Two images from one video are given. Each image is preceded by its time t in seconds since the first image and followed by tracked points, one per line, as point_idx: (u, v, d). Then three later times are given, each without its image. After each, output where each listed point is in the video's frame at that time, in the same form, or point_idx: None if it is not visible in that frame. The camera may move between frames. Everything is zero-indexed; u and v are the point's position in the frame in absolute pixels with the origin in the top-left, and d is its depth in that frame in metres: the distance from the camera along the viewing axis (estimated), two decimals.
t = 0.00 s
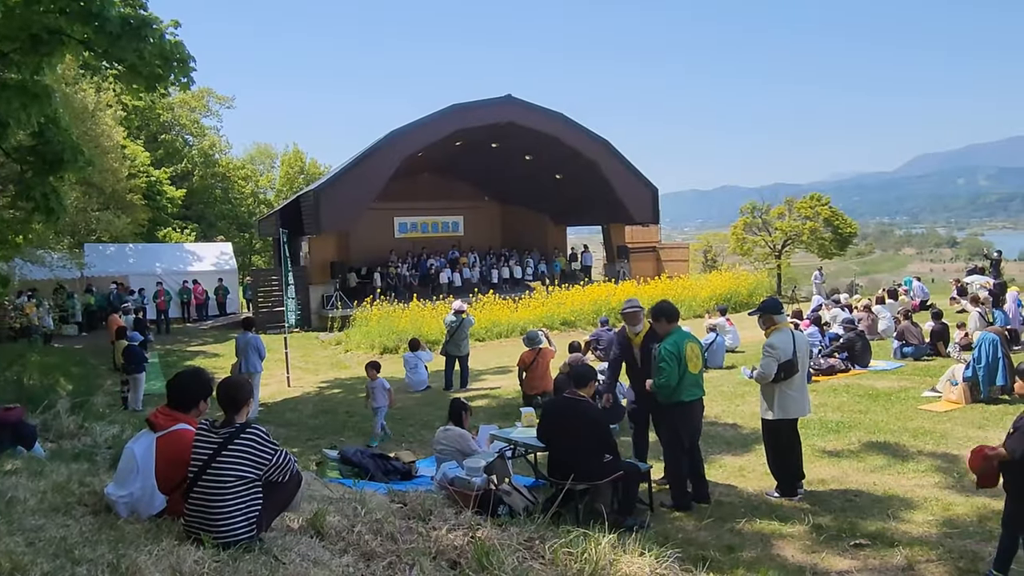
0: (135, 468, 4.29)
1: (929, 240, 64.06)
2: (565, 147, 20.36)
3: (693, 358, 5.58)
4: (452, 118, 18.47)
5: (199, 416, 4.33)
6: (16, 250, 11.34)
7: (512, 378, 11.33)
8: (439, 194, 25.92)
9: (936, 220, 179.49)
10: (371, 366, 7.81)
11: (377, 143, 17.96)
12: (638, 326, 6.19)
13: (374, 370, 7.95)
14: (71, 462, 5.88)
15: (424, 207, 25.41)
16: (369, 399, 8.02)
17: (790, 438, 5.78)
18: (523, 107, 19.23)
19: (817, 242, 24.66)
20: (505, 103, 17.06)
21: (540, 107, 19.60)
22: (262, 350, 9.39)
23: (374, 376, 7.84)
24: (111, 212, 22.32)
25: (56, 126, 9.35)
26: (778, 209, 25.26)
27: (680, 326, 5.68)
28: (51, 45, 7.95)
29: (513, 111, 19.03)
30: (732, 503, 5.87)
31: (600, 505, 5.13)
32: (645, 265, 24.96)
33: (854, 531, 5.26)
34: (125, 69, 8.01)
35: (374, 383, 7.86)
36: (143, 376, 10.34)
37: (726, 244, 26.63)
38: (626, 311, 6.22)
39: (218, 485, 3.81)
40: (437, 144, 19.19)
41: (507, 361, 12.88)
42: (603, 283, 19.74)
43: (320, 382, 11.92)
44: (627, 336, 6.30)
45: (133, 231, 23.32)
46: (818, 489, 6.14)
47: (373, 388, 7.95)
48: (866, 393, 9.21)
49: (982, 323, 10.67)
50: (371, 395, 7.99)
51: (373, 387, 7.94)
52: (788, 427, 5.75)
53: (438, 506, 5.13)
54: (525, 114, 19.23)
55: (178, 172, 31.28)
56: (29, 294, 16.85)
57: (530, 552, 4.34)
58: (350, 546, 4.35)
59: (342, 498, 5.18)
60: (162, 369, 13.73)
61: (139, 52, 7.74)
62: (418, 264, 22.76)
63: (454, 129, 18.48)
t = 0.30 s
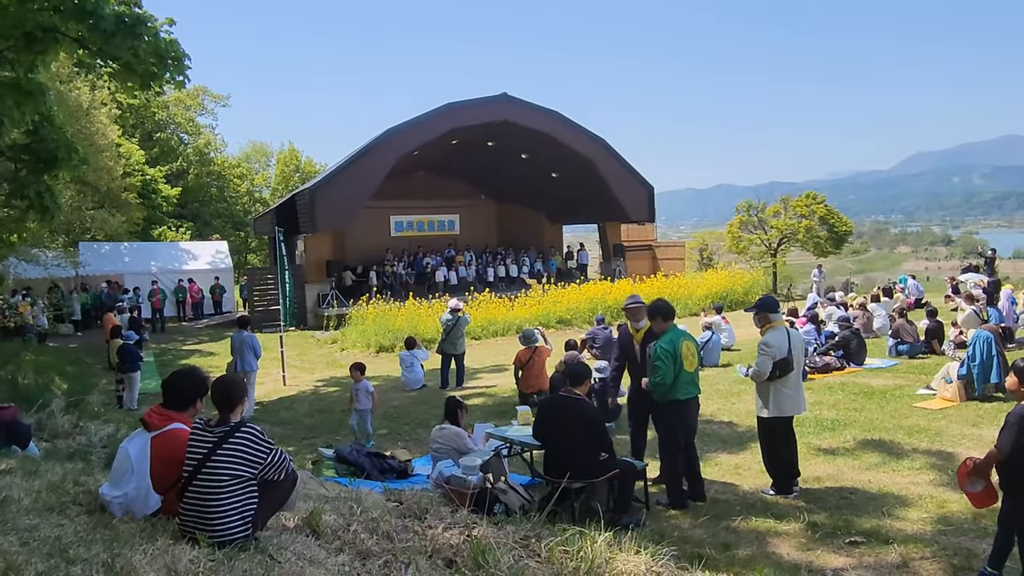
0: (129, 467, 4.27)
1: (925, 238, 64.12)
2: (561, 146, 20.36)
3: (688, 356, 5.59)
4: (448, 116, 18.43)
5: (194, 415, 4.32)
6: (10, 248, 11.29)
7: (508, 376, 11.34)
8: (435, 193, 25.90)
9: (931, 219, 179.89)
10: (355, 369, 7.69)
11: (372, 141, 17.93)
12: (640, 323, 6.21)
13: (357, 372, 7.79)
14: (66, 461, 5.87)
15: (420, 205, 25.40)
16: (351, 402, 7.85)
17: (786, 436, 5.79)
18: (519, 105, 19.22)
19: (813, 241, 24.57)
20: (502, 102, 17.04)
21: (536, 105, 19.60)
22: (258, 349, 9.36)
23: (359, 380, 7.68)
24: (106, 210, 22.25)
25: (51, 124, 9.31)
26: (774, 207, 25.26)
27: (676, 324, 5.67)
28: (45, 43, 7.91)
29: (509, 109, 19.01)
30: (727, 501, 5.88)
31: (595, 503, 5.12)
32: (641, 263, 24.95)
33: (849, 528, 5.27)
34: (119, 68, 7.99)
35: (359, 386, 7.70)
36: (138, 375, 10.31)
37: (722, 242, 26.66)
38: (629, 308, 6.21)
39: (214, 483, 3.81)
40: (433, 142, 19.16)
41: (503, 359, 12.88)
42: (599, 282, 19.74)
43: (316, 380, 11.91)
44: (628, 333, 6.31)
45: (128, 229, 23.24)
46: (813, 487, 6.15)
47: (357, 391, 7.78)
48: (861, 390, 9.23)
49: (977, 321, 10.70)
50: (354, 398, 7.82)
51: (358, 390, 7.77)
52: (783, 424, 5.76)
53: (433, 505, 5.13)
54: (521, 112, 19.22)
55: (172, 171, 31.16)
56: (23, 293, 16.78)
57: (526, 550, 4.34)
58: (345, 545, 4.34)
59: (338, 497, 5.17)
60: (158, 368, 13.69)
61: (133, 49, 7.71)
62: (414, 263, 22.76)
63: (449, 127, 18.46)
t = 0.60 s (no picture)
0: (126, 465, 4.24)
1: (922, 236, 64.26)
2: (558, 144, 20.34)
3: (685, 353, 5.60)
4: (444, 114, 18.39)
5: (192, 413, 4.32)
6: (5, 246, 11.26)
7: (505, 374, 11.34)
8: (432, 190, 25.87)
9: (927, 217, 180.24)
10: (335, 371, 7.63)
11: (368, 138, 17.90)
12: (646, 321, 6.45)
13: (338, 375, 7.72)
14: (62, 460, 5.86)
15: (417, 203, 25.38)
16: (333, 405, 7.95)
17: (782, 434, 5.80)
18: (516, 103, 19.19)
19: (809, 238, 24.61)
20: (499, 99, 16.97)
21: (533, 103, 19.56)
22: (254, 347, 9.35)
23: (339, 382, 7.65)
24: (101, 208, 22.20)
25: (45, 121, 9.26)
26: (770, 205, 25.20)
27: (672, 322, 5.69)
28: (40, 41, 7.85)
29: (505, 106, 18.99)
30: (724, 498, 5.89)
31: (592, 501, 5.12)
32: (638, 261, 24.94)
33: (845, 525, 5.28)
34: (115, 65, 7.96)
35: (338, 389, 7.70)
36: (134, 373, 10.29)
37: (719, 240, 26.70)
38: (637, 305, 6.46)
39: (210, 481, 3.80)
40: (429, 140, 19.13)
41: (500, 357, 12.88)
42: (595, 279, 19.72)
43: (313, 378, 11.89)
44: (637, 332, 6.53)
45: (124, 227, 23.18)
46: (809, 484, 6.17)
47: (337, 394, 7.79)
48: (857, 387, 9.25)
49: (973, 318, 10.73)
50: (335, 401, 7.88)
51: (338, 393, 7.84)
52: (779, 422, 5.77)
53: (430, 502, 5.13)
54: (517, 110, 19.20)
55: (168, 168, 31.03)
56: (18, 291, 16.72)
57: (523, 548, 4.34)
58: (342, 543, 4.34)
59: (335, 495, 5.17)
60: (154, 366, 13.66)
61: (129, 47, 7.68)
62: (411, 260, 22.78)
63: (446, 125, 18.43)
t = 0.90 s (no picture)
0: (124, 461, 4.20)
1: (919, 233, 64.34)
2: (556, 141, 20.33)
3: (683, 350, 5.59)
4: (441, 111, 18.37)
5: (189, 410, 4.33)
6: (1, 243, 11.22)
7: (503, 371, 11.35)
8: (429, 188, 25.84)
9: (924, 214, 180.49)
10: (324, 370, 7.54)
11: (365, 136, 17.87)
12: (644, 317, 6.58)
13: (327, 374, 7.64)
14: (59, 457, 5.85)
15: (414, 201, 25.37)
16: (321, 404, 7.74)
17: (779, 430, 5.81)
18: (514, 101, 19.19)
19: (806, 236, 24.69)
20: (497, 97, 16.97)
21: (531, 100, 19.56)
22: (251, 344, 9.33)
23: (328, 381, 7.58)
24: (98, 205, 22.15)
25: (42, 118, 9.22)
26: (767, 202, 25.30)
27: (669, 319, 5.69)
28: (36, 38, 7.80)
29: (502, 104, 18.98)
30: (721, 495, 5.90)
31: (590, 498, 5.14)
32: (635, 258, 24.93)
33: (842, 522, 5.30)
34: (111, 62, 7.93)
35: (328, 389, 7.62)
36: (131, 371, 10.27)
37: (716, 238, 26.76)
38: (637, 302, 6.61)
39: (207, 478, 3.79)
40: (426, 138, 19.12)
41: (498, 355, 12.87)
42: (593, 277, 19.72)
43: (311, 376, 11.88)
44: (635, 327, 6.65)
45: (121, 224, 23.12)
46: (806, 481, 6.18)
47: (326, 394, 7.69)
48: (854, 385, 9.27)
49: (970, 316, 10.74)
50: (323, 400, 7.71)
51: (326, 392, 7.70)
52: (776, 419, 5.78)
53: (427, 500, 5.13)
54: (515, 108, 19.21)
55: (165, 166, 30.94)
56: (14, 288, 16.68)
57: (520, 545, 4.34)
58: (339, 540, 4.34)
59: (332, 493, 5.16)
60: (151, 364, 13.64)
61: (125, 44, 7.66)
62: (408, 258, 22.80)
63: (443, 123, 18.41)
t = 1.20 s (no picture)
0: (122, 458, 4.20)
1: (918, 231, 64.37)
2: (554, 139, 20.30)
3: (682, 347, 5.60)
4: (439, 109, 18.34)
5: (187, 407, 4.32)
6: None
7: (502, 369, 11.34)
8: (428, 186, 25.82)
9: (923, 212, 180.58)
10: (320, 368, 7.54)
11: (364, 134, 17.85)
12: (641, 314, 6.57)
13: (323, 372, 7.65)
14: (57, 455, 5.85)
15: (413, 199, 25.35)
16: (316, 402, 7.74)
17: (778, 428, 5.82)
18: (512, 99, 19.18)
19: (805, 234, 24.66)
20: (495, 95, 16.95)
21: (529, 98, 19.54)
22: (250, 342, 9.32)
23: (324, 379, 7.58)
24: (96, 203, 22.12)
25: (40, 116, 9.21)
26: (766, 200, 25.29)
27: (668, 317, 5.69)
28: (34, 35, 7.78)
29: (501, 102, 18.96)
30: (720, 493, 5.91)
31: (590, 494, 5.22)
32: (634, 256, 24.92)
33: (841, 520, 5.30)
34: (109, 60, 7.92)
35: (324, 387, 7.62)
36: (130, 368, 10.27)
37: (715, 236, 26.73)
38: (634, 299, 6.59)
39: (206, 476, 3.80)
40: (425, 136, 19.10)
41: (497, 353, 12.87)
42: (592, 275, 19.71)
43: (309, 375, 11.88)
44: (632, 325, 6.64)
45: (119, 223, 23.10)
46: (804, 479, 6.18)
47: (322, 392, 7.69)
48: (853, 382, 9.28)
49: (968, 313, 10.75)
50: (319, 398, 7.72)
51: (321, 389, 7.69)
52: (775, 417, 5.79)
53: (426, 497, 5.13)
54: (513, 106, 19.19)
55: (164, 164, 30.89)
56: (13, 287, 16.67)
57: (519, 542, 4.35)
58: (339, 538, 4.34)
59: (332, 491, 5.16)
60: (149, 362, 13.63)
61: (123, 41, 7.65)
62: (407, 256, 22.80)
63: (441, 121, 18.38)
